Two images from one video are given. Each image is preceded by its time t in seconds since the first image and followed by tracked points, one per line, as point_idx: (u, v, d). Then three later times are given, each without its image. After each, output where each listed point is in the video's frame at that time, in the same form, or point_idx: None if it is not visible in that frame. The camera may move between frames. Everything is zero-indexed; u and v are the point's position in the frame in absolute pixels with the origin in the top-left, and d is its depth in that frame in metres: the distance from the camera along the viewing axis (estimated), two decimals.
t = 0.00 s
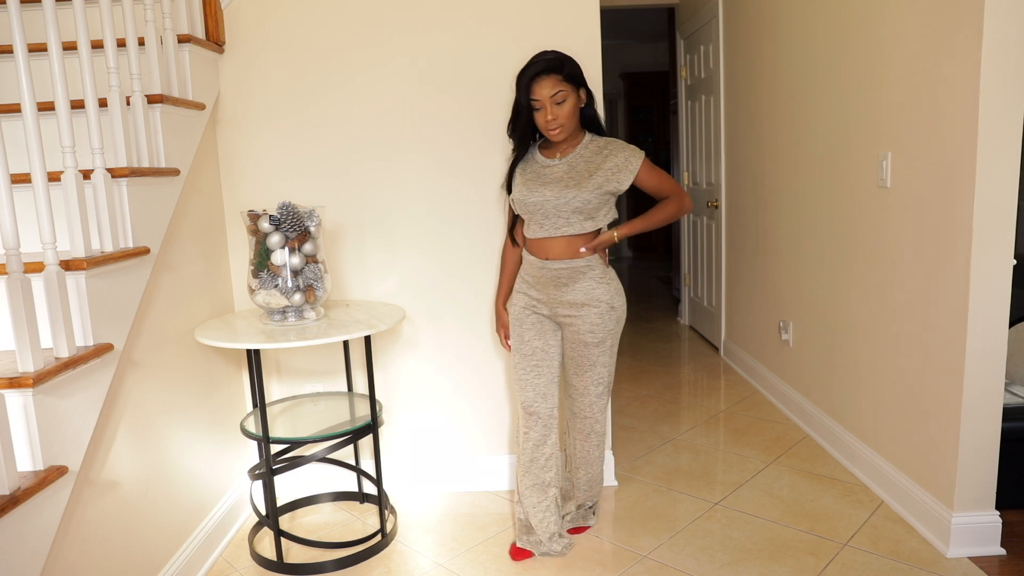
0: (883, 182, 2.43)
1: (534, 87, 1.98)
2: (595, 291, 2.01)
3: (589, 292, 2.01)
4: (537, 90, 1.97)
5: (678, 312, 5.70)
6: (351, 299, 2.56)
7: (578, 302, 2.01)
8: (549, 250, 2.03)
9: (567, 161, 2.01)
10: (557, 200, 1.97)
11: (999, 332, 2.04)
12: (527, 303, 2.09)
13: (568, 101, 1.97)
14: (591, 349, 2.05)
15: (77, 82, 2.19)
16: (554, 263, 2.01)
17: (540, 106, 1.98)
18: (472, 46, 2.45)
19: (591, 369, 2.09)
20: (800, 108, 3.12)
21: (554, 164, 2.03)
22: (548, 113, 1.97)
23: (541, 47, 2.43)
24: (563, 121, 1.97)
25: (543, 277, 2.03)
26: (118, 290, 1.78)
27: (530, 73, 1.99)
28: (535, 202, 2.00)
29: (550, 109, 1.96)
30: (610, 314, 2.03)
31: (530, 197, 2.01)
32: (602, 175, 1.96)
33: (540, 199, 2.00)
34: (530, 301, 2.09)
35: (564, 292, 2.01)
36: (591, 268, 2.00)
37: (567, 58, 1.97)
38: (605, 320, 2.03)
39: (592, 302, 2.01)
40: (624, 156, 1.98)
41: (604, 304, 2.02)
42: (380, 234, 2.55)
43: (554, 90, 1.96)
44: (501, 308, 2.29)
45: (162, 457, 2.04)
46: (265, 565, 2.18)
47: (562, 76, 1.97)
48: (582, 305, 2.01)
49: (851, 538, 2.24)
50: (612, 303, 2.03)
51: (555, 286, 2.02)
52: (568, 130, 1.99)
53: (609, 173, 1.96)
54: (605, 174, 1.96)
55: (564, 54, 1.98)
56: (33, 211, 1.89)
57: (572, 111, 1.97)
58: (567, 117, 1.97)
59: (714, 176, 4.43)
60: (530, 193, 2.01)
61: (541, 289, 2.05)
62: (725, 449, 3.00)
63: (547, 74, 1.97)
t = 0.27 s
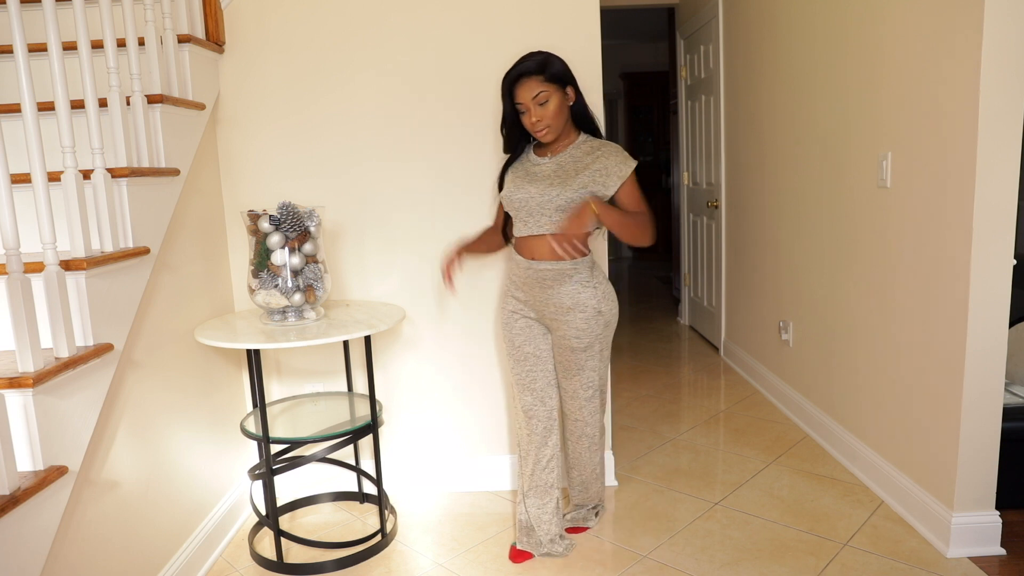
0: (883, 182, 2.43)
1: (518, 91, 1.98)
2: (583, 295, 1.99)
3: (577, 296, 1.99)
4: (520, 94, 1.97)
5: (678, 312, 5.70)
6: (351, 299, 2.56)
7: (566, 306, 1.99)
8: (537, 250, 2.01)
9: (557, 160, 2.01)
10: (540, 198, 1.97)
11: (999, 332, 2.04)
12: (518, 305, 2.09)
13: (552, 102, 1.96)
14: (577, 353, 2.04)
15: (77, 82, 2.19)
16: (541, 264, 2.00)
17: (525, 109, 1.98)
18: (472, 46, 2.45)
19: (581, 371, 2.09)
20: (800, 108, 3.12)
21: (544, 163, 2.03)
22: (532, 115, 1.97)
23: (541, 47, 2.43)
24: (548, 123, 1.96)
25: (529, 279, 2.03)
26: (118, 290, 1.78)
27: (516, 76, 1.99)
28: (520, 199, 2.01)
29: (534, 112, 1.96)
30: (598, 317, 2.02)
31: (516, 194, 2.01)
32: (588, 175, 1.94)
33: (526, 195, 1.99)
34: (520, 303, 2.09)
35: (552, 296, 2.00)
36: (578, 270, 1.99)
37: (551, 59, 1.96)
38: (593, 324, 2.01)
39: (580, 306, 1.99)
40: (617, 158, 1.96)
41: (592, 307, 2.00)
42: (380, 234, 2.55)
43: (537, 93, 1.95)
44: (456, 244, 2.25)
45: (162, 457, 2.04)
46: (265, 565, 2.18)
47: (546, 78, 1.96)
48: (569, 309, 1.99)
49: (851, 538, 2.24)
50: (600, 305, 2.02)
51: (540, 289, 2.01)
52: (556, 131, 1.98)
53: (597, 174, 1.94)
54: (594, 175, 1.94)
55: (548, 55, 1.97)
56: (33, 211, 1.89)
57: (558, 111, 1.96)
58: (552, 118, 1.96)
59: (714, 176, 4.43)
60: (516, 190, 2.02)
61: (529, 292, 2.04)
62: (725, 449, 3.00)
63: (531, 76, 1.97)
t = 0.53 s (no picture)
0: (883, 182, 2.43)
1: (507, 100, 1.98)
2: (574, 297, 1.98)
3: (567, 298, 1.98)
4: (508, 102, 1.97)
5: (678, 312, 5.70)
6: (351, 299, 2.56)
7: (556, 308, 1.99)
8: (526, 252, 2.02)
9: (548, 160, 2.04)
10: (530, 193, 1.99)
11: (999, 332, 2.04)
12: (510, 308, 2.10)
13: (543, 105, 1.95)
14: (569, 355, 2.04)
15: (77, 82, 2.19)
16: (529, 266, 2.00)
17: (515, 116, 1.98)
18: (472, 46, 2.45)
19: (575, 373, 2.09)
20: (800, 108, 3.12)
21: (535, 163, 2.05)
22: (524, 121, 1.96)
23: (541, 47, 2.43)
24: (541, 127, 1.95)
25: (519, 280, 2.03)
26: (118, 290, 1.78)
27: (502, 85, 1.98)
28: (509, 195, 2.03)
29: (525, 119, 1.95)
30: (589, 319, 2.01)
31: (506, 190, 2.04)
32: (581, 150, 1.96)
33: (516, 193, 2.02)
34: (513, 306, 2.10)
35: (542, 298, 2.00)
36: (568, 271, 1.99)
37: (536, 65, 1.95)
38: (584, 326, 2.01)
39: (570, 309, 1.98)
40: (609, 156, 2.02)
41: (583, 309, 1.99)
42: (380, 234, 2.55)
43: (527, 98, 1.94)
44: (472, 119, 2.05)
45: (162, 457, 2.04)
46: (265, 565, 2.18)
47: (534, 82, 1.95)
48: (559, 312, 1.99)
49: (851, 538, 2.24)
50: (591, 307, 2.01)
51: (531, 292, 2.02)
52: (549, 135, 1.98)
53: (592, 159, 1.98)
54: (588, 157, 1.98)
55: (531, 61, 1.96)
56: (33, 211, 1.89)
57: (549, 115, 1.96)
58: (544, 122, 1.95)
59: (714, 176, 4.43)
60: (506, 186, 2.04)
61: (521, 295, 2.05)
62: (725, 449, 3.00)
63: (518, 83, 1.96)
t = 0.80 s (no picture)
0: (883, 182, 2.43)
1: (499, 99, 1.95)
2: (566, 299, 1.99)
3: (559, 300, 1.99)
4: (501, 101, 1.95)
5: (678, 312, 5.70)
6: (351, 299, 2.56)
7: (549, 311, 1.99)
8: (517, 252, 2.02)
9: (540, 159, 2.03)
10: (524, 193, 1.99)
11: (999, 332, 2.04)
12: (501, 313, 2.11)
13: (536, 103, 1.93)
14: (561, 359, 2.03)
15: (77, 82, 2.19)
16: (520, 267, 2.00)
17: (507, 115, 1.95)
18: (472, 46, 2.45)
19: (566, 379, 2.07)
20: (800, 108, 3.12)
21: (528, 162, 2.04)
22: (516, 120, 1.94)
23: (541, 47, 2.43)
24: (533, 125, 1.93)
25: (510, 283, 2.03)
26: (118, 290, 1.78)
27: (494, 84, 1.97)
28: (502, 195, 2.02)
29: (519, 117, 1.93)
30: (582, 320, 2.02)
31: (499, 190, 2.03)
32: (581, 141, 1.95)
33: (508, 192, 2.01)
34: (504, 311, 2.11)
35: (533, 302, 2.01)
36: (560, 273, 1.99)
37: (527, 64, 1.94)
38: (577, 328, 2.01)
39: (562, 311, 1.99)
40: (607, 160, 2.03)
41: (576, 311, 2.00)
42: (380, 234, 2.55)
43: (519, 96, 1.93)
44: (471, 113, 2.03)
45: (162, 457, 2.04)
46: (265, 565, 2.18)
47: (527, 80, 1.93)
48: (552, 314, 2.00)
49: (850, 538, 2.24)
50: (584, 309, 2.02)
51: (523, 295, 2.02)
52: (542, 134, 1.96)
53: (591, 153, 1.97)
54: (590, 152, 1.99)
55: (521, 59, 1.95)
56: (33, 211, 1.89)
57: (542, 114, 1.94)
58: (538, 121, 1.94)
59: (714, 176, 4.43)
60: (499, 187, 2.03)
61: (511, 298, 2.05)
62: (725, 449, 3.00)
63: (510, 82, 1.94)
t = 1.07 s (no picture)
0: (883, 182, 2.43)
1: (496, 98, 1.94)
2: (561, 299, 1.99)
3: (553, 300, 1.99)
4: (498, 100, 1.93)
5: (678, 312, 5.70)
6: (351, 299, 2.56)
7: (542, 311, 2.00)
8: (514, 253, 2.02)
9: (537, 159, 2.02)
10: (522, 195, 1.99)
11: (999, 332, 2.04)
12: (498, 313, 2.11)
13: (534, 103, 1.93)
14: (551, 360, 2.00)
15: (77, 82, 2.19)
16: (516, 268, 2.01)
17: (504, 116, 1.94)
18: (473, 46, 2.45)
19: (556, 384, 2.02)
20: (800, 108, 3.12)
21: (525, 163, 2.04)
22: (514, 120, 1.93)
23: (541, 47, 2.43)
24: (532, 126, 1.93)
25: (506, 282, 2.04)
26: (118, 290, 1.77)
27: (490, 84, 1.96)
28: (501, 197, 2.02)
29: (516, 117, 1.92)
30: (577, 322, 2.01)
31: (497, 192, 2.03)
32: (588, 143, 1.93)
33: (505, 193, 2.01)
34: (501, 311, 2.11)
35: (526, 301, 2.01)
36: (556, 274, 1.99)
37: (525, 63, 1.93)
38: (570, 329, 2.00)
39: (557, 311, 1.99)
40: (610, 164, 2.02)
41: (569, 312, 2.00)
42: (380, 234, 2.55)
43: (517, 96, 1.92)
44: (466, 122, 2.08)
45: (162, 457, 2.04)
46: (265, 565, 2.18)
47: (524, 80, 1.92)
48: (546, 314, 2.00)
49: (850, 538, 2.24)
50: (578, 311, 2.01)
51: (518, 294, 2.02)
52: (540, 134, 1.95)
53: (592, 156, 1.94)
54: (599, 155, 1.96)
55: (519, 58, 1.94)
56: (33, 211, 1.89)
57: (539, 113, 1.93)
58: (535, 121, 1.93)
59: (714, 176, 4.43)
60: (497, 189, 2.03)
61: (507, 298, 2.06)
62: (725, 449, 3.00)
63: (507, 82, 1.93)
